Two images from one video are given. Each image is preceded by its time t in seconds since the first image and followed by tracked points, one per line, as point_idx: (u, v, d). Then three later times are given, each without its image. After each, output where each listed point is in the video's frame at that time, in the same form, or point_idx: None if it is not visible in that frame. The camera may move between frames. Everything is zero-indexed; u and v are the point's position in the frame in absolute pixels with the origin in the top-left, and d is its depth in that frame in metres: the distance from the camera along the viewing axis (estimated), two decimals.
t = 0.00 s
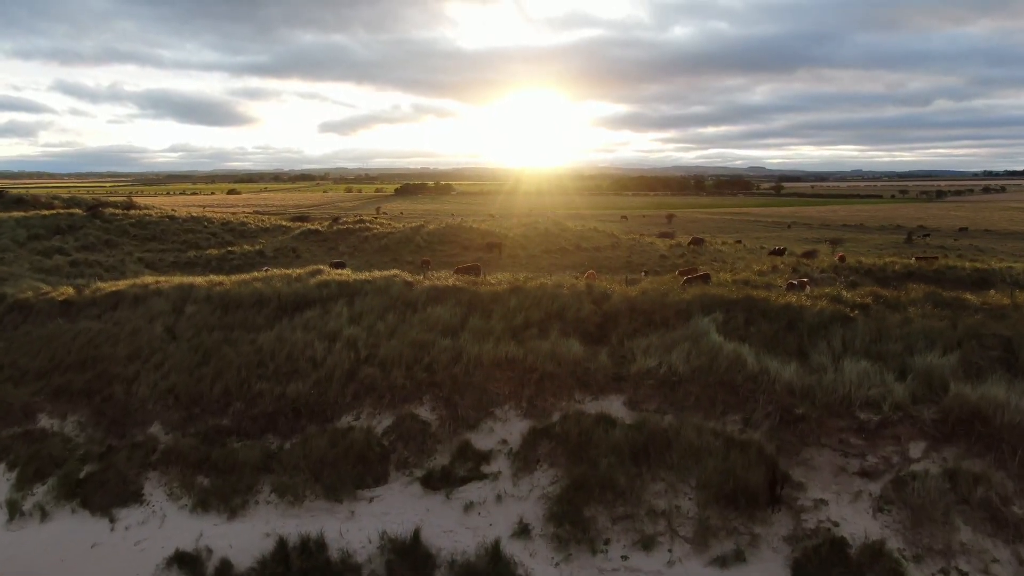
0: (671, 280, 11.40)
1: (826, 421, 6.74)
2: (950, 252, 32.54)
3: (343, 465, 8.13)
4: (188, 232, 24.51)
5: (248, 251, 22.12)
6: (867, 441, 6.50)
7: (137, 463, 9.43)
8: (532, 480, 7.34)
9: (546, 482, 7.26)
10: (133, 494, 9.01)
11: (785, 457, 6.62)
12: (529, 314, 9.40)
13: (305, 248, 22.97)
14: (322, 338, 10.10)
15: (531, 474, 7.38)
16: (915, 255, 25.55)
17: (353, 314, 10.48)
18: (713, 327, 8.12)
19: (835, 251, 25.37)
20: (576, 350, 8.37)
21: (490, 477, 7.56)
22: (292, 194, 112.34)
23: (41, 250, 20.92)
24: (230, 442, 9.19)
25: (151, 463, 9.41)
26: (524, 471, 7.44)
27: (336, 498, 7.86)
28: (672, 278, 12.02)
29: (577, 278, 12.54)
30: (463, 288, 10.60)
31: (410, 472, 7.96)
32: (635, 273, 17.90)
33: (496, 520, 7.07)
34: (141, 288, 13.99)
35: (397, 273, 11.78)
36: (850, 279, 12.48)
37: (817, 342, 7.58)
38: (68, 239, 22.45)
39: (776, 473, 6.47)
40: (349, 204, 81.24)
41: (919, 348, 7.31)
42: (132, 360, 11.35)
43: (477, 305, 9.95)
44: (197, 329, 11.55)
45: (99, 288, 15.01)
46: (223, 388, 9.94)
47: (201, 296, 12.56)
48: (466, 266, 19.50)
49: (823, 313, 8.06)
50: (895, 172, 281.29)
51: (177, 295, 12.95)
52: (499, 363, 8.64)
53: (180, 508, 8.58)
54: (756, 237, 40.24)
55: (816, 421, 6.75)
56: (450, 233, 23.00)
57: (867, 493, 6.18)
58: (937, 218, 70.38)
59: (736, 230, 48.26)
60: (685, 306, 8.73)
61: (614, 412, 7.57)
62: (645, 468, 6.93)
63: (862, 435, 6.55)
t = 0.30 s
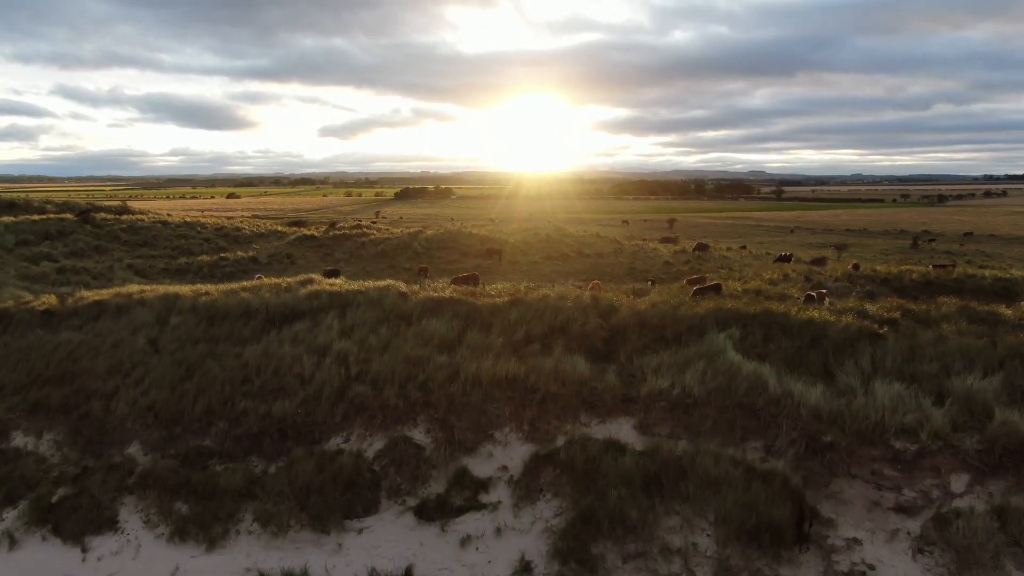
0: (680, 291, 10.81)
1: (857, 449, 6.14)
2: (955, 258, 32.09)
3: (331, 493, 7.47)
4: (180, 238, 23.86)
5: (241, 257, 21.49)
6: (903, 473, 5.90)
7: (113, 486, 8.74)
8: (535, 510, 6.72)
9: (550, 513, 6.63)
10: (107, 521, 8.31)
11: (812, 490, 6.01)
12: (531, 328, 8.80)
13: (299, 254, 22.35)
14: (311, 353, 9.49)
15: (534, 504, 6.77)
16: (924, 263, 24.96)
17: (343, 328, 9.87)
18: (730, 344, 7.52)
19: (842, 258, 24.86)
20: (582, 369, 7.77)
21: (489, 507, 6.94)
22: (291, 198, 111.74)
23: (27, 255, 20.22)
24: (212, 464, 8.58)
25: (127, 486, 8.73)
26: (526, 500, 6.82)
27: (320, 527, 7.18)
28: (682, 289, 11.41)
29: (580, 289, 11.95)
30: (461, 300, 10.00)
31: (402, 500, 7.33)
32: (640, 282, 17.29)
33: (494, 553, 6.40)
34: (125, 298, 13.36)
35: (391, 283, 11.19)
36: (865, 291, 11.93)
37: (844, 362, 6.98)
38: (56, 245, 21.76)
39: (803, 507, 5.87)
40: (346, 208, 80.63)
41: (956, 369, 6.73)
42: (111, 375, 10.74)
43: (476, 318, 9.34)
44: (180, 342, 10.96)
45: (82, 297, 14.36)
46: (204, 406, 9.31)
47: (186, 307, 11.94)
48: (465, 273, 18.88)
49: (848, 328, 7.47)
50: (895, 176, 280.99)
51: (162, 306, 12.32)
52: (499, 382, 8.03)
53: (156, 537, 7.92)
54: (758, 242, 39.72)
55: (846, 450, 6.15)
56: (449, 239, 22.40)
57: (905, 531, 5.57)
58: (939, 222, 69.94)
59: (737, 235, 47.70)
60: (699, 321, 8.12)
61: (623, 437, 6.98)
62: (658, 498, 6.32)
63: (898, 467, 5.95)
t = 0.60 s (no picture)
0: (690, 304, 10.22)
1: (895, 483, 5.52)
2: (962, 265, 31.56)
3: (317, 526, 6.66)
4: (172, 244, 23.18)
5: (234, 264, 20.86)
6: (947, 512, 5.29)
7: (83, 513, 7.95)
8: (539, 547, 6.02)
9: (554, 553, 5.94)
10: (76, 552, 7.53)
11: (844, 530, 5.37)
12: (533, 344, 8.19)
13: (294, 261, 21.71)
14: (298, 369, 8.88)
15: (537, 540, 6.08)
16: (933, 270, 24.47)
17: (333, 343, 9.27)
18: (750, 363, 6.90)
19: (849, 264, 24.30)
20: (589, 391, 7.15)
21: (489, 542, 6.20)
22: (290, 202, 110.97)
23: (12, 261, 19.51)
24: (189, 490, 7.93)
25: (99, 513, 7.95)
26: (528, 536, 6.12)
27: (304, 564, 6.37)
28: (692, 301, 10.81)
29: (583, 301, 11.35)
30: (458, 312, 9.38)
31: (393, 533, 6.56)
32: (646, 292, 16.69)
33: None
34: (107, 309, 12.69)
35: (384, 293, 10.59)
36: (884, 304, 11.34)
37: (876, 384, 6.37)
38: (43, 251, 21.05)
39: (835, 551, 5.27)
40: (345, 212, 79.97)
41: (1000, 394, 6.13)
42: (88, 391, 10.04)
43: (474, 332, 8.72)
44: (162, 356, 10.34)
45: (63, 307, 13.69)
46: (184, 427, 8.67)
47: (169, 319, 11.31)
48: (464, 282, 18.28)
49: (879, 347, 6.86)
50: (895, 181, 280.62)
51: (145, 317, 11.69)
52: (499, 402, 7.41)
53: (128, 571, 7.25)
54: (762, 247, 39.17)
55: (882, 484, 5.53)
56: (448, 245, 21.79)
57: None
58: (942, 226, 69.42)
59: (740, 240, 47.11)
60: (715, 336, 7.50)
61: (634, 466, 6.36)
62: (672, 537, 5.69)
63: (941, 504, 5.34)
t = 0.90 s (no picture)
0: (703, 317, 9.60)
1: (942, 526, 4.86)
2: (969, 271, 31.06)
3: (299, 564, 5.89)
4: (164, 251, 22.56)
5: (226, 270, 20.24)
6: (1004, 559, 4.60)
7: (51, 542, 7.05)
8: None
9: None
10: None
11: None
12: (536, 362, 7.57)
13: (288, 268, 21.10)
14: (283, 389, 8.26)
15: None
16: (945, 277, 23.86)
17: (321, 360, 8.66)
18: (774, 387, 6.27)
19: (858, 271, 23.72)
20: (597, 414, 6.52)
21: None
22: (289, 207, 110.41)
23: None
24: (164, 520, 7.10)
25: (68, 544, 7.03)
26: None
27: None
28: (704, 314, 10.18)
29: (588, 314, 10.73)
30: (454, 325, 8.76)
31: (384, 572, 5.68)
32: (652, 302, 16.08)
33: None
34: (87, 320, 12.05)
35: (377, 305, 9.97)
36: (905, 318, 10.75)
37: (916, 413, 5.75)
38: (30, 257, 20.41)
39: None
40: (343, 217, 79.38)
41: None
42: (62, 407, 9.31)
43: (472, 349, 8.09)
44: (141, 371, 9.71)
45: (43, 318, 13.04)
46: (161, 450, 7.97)
47: (150, 332, 10.68)
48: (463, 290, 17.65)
49: (915, 369, 6.26)
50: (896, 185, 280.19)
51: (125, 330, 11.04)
52: (499, 427, 6.75)
53: None
54: (767, 253, 38.62)
55: (929, 526, 4.87)
56: (447, 251, 21.18)
57: None
58: (946, 230, 68.93)
59: (744, 245, 46.53)
60: (734, 354, 6.87)
61: (647, 499, 5.67)
62: None
63: (997, 551, 4.66)
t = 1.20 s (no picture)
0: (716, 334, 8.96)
1: None
2: (979, 277, 30.45)
3: None
4: (154, 257, 21.95)
5: (218, 278, 19.62)
6: None
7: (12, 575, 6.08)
8: None
9: None
10: None
11: None
12: (538, 381, 6.94)
13: (282, 275, 20.49)
14: (266, 410, 7.65)
15: None
16: (956, 285, 23.24)
17: (307, 379, 8.05)
18: (803, 413, 5.65)
19: (867, 278, 23.11)
20: (606, 442, 5.89)
21: None
22: (290, 211, 109.82)
23: None
24: (133, 555, 6.26)
25: None
26: None
27: None
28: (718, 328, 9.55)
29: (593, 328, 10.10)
30: (450, 340, 8.13)
31: None
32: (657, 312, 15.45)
33: None
34: (65, 331, 11.43)
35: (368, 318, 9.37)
36: (929, 332, 10.13)
37: (964, 446, 5.12)
38: (15, 263, 19.80)
39: None
40: (341, 221, 78.84)
41: None
42: (31, 427, 8.50)
43: (469, 365, 7.47)
44: (117, 389, 9.05)
45: (20, 329, 12.42)
46: (133, 476, 7.22)
47: (130, 346, 10.03)
48: (462, 299, 17.02)
49: (960, 395, 5.65)
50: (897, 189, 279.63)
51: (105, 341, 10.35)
52: (498, 456, 6.09)
53: None
54: (771, 259, 38.05)
55: None
56: (445, 258, 20.57)
57: None
58: (950, 235, 68.32)
59: (746, 251, 45.96)
60: (756, 375, 6.25)
61: (663, 541, 4.96)
62: None
63: None
